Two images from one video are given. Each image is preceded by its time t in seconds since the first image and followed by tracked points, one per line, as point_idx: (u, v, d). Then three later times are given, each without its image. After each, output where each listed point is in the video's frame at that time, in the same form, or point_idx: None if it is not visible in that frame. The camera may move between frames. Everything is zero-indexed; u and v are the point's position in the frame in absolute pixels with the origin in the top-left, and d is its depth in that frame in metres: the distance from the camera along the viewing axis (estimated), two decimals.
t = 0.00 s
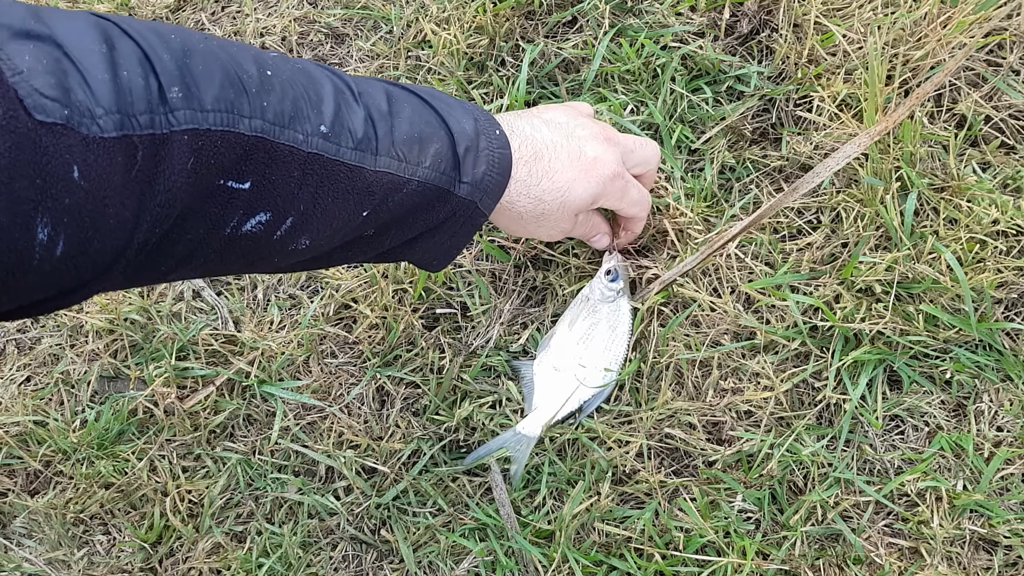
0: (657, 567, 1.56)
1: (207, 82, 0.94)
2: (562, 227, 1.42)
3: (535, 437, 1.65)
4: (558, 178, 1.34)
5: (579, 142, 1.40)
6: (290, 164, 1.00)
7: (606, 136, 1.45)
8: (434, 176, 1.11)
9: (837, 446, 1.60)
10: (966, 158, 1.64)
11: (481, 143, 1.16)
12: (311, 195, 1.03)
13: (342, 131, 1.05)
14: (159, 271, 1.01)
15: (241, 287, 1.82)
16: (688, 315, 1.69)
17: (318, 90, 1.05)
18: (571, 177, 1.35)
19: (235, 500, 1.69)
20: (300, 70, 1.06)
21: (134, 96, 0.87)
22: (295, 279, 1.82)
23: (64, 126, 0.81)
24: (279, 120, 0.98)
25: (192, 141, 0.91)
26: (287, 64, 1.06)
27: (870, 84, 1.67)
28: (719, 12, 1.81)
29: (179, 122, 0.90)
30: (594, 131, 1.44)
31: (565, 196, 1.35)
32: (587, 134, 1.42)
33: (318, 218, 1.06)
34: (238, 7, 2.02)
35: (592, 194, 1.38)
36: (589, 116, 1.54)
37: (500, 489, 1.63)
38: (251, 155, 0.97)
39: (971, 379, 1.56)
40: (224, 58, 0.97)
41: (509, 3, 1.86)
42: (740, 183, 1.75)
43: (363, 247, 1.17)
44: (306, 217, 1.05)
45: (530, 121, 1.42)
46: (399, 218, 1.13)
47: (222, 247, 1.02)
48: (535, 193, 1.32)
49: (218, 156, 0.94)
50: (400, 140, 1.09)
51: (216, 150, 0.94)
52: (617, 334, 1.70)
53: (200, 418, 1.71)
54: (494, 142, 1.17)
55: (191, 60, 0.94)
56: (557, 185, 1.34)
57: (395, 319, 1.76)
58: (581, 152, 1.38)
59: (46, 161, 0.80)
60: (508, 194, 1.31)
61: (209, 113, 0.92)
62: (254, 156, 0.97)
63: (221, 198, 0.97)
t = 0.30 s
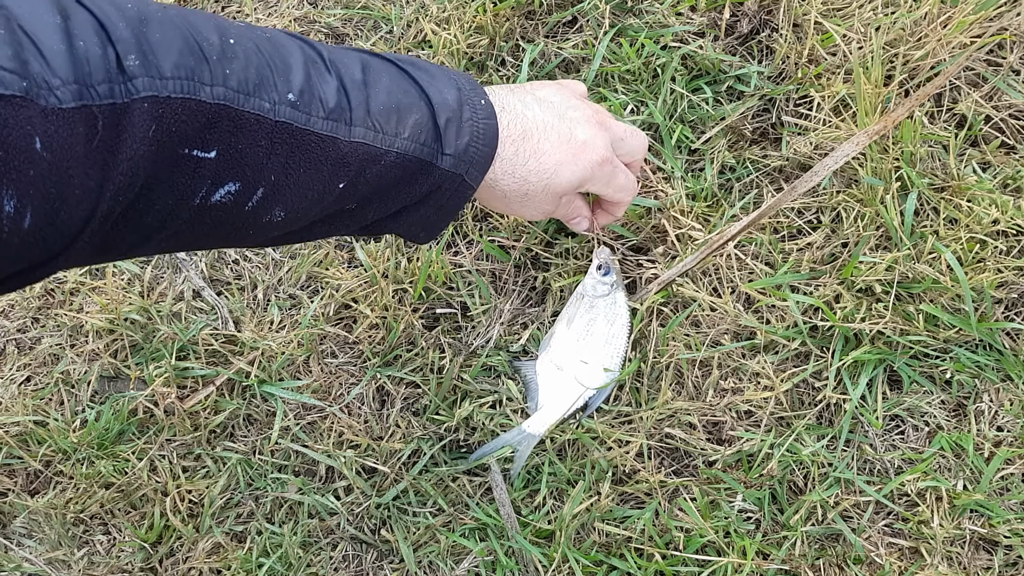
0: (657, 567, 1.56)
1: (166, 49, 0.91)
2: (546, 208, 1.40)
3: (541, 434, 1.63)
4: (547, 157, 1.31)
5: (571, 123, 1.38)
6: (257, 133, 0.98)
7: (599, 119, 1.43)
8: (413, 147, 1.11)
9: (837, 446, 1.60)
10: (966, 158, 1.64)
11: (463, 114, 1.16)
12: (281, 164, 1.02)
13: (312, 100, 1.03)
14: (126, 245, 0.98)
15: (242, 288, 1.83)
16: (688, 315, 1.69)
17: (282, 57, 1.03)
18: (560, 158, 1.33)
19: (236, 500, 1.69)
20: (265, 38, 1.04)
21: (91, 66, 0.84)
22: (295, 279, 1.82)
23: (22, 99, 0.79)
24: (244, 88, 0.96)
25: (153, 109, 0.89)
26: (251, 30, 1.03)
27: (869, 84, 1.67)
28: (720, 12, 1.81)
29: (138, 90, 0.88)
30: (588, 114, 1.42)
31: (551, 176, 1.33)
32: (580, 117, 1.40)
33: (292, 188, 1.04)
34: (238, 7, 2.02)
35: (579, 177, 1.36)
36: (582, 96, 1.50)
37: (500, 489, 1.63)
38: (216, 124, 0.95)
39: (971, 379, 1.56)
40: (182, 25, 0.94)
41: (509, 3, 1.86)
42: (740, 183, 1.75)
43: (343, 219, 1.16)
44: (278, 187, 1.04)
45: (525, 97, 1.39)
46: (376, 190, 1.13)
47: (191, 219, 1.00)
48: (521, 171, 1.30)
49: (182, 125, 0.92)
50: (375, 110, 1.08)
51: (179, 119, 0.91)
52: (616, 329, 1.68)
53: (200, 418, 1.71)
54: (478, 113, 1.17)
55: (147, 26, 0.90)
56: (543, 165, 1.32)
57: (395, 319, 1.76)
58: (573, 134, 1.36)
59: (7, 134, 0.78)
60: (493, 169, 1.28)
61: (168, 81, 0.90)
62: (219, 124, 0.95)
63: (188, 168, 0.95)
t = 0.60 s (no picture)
0: (656, 567, 1.56)
1: (158, 62, 0.94)
2: (544, 205, 1.40)
3: (540, 435, 1.64)
4: (525, 150, 1.33)
5: (545, 110, 1.38)
6: (246, 144, 1.01)
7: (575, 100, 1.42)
8: (397, 158, 1.12)
9: (837, 446, 1.60)
10: (966, 159, 1.64)
11: (443, 125, 1.17)
12: (270, 175, 1.03)
13: (297, 113, 1.05)
14: (121, 257, 1.00)
15: (242, 287, 1.82)
16: (688, 315, 1.69)
17: (270, 74, 1.06)
18: (538, 146, 1.34)
19: (235, 499, 1.69)
20: (250, 56, 1.07)
21: (88, 77, 0.87)
22: (295, 279, 1.81)
23: (27, 109, 0.82)
24: (233, 100, 0.99)
25: (148, 119, 0.91)
26: (238, 50, 1.07)
27: (869, 84, 1.67)
28: (720, 12, 1.81)
29: (133, 100, 0.90)
30: (561, 97, 1.42)
31: (535, 167, 1.34)
32: (554, 101, 1.40)
33: (280, 200, 1.06)
34: (238, 6, 2.02)
35: (561, 161, 1.36)
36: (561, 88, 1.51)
37: (500, 489, 1.63)
38: (207, 134, 0.97)
39: (971, 379, 1.56)
40: (173, 42, 0.98)
41: (509, 2, 1.86)
42: (740, 183, 1.75)
43: (330, 233, 1.17)
44: (267, 199, 1.05)
45: (496, 99, 1.41)
46: (363, 202, 1.14)
47: (184, 230, 1.01)
48: (502, 167, 1.32)
49: (174, 134, 0.94)
50: (358, 122, 1.11)
51: (172, 128, 0.94)
52: (618, 329, 1.69)
53: (200, 418, 1.71)
54: (456, 124, 1.18)
55: (142, 41, 0.94)
56: (524, 156, 1.33)
57: (395, 319, 1.76)
58: (546, 119, 1.36)
59: (10, 142, 0.81)
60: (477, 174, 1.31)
61: (161, 92, 0.93)
62: (210, 135, 0.97)
63: (180, 178, 0.97)
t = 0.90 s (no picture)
0: (654, 566, 1.56)
1: (204, 102, 0.95)
2: (555, 245, 1.46)
3: (538, 434, 1.65)
4: (544, 202, 1.35)
5: (565, 161, 1.39)
6: (278, 184, 1.02)
7: (596, 149, 1.44)
8: (421, 203, 1.14)
9: (834, 445, 1.60)
10: (964, 158, 1.65)
11: (468, 170, 1.18)
12: (297, 215, 1.05)
13: (332, 155, 1.06)
14: (143, 286, 1.01)
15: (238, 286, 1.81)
16: (686, 314, 1.69)
17: (310, 113, 1.07)
18: (556, 199, 1.36)
19: (233, 499, 1.68)
20: (293, 92, 1.08)
21: (131, 113, 0.88)
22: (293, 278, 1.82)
23: (60, 141, 0.82)
24: (272, 143, 1.00)
25: (187, 158, 0.92)
26: (280, 86, 1.08)
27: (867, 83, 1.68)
28: (718, 11, 1.81)
29: (174, 139, 0.91)
30: (581, 147, 1.42)
31: (552, 219, 1.37)
32: (573, 152, 1.41)
33: (305, 239, 1.07)
34: (235, 5, 2.02)
35: (577, 213, 1.39)
36: (580, 125, 1.53)
37: (497, 489, 1.63)
38: (242, 175, 0.98)
39: (969, 378, 1.57)
40: (219, 79, 0.99)
41: (506, 1, 1.86)
42: (737, 183, 1.75)
43: (346, 268, 1.19)
44: (292, 237, 1.06)
45: (519, 139, 1.41)
46: (384, 242, 1.15)
47: (206, 263, 1.03)
48: (520, 217, 1.34)
49: (209, 175, 0.95)
50: (388, 165, 1.11)
51: (208, 168, 0.95)
52: (615, 328, 1.70)
53: (198, 417, 1.71)
54: (481, 171, 1.19)
55: (189, 78, 0.95)
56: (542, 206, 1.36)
57: (394, 318, 1.76)
58: (566, 173, 1.37)
59: (44, 174, 0.81)
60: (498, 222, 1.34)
61: (203, 133, 0.94)
62: (245, 176, 0.99)
63: (210, 215, 0.98)
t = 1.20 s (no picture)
0: (649, 563, 1.55)
1: (120, 31, 0.87)
2: (548, 197, 1.33)
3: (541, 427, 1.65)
4: (538, 139, 1.26)
5: (561, 101, 1.31)
6: (224, 114, 0.93)
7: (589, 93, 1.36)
8: (392, 128, 1.05)
9: (828, 442, 1.60)
10: (957, 156, 1.65)
11: (443, 95, 1.10)
12: (252, 147, 0.96)
13: (281, 82, 0.98)
14: (104, 240, 0.96)
15: (234, 284, 1.84)
16: (681, 312, 1.69)
17: (250, 41, 0.99)
18: (553, 134, 1.26)
19: (227, 496, 1.68)
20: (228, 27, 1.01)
21: (53, 50, 0.82)
22: (288, 275, 1.82)
23: None
24: (203, 68, 0.92)
25: (110, 87, 0.85)
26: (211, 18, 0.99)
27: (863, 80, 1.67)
28: (713, 9, 1.82)
29: (98, 71, 0.84)
30: (579, 91, 1.34)
31: (549, 156, 1.26)
32: (569, 93, 1.33)
33: (266, 173, 0.99)
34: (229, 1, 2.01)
35: (575, 153, 1.28)
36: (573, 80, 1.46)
37: (492, 486, 1.64)
38: (175, 103, 0.90)
39: (962, 375, 1.57)
40: (137, 11, 0.91)
41: None
42: (732, 180, 1.75)
43: (326, 212, 1.10)
44: (250, 168, 0.97)
45: (508, 85, 1.34)
46: (358, 177, 1.06)
47: (161, 205, 0.95)
48: (512, 150, 1.24)
49: (138, 103, 0.87)
50: (347, 91, 1.03)
51: (135, 97, 0.87)
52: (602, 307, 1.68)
53: (192, 415, 1.71)
54: (454, 94, 1.10)
55: (107, 10, 0.88)
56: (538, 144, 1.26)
57: (388, 316, 1.75)
58: (563, 111, 1.29)
59: None
60: (489, 158, 1.24)
61: (129, 62, 0.86)
62: (179, 103, 0.90)
63: (152, 149, 0.90)
